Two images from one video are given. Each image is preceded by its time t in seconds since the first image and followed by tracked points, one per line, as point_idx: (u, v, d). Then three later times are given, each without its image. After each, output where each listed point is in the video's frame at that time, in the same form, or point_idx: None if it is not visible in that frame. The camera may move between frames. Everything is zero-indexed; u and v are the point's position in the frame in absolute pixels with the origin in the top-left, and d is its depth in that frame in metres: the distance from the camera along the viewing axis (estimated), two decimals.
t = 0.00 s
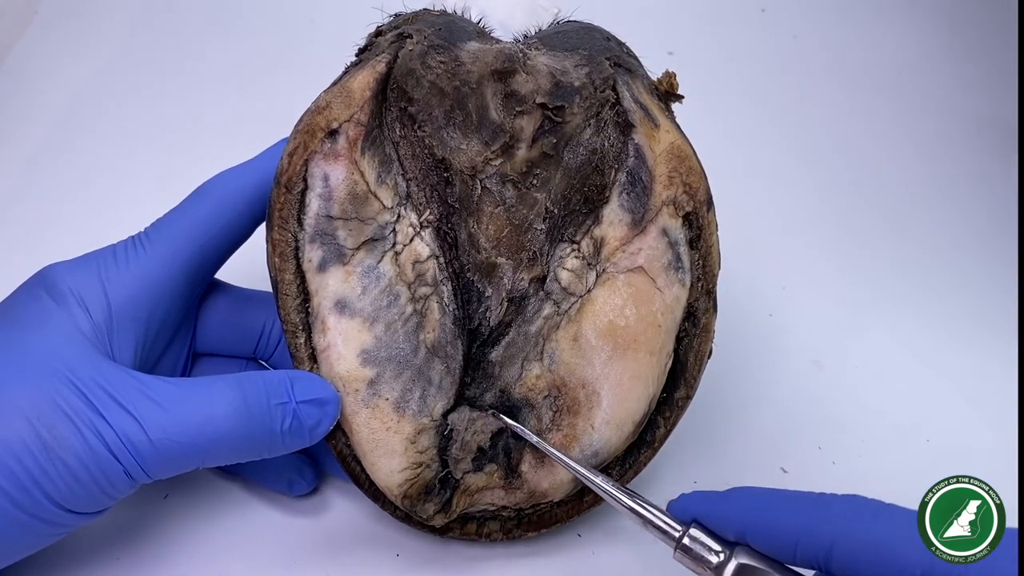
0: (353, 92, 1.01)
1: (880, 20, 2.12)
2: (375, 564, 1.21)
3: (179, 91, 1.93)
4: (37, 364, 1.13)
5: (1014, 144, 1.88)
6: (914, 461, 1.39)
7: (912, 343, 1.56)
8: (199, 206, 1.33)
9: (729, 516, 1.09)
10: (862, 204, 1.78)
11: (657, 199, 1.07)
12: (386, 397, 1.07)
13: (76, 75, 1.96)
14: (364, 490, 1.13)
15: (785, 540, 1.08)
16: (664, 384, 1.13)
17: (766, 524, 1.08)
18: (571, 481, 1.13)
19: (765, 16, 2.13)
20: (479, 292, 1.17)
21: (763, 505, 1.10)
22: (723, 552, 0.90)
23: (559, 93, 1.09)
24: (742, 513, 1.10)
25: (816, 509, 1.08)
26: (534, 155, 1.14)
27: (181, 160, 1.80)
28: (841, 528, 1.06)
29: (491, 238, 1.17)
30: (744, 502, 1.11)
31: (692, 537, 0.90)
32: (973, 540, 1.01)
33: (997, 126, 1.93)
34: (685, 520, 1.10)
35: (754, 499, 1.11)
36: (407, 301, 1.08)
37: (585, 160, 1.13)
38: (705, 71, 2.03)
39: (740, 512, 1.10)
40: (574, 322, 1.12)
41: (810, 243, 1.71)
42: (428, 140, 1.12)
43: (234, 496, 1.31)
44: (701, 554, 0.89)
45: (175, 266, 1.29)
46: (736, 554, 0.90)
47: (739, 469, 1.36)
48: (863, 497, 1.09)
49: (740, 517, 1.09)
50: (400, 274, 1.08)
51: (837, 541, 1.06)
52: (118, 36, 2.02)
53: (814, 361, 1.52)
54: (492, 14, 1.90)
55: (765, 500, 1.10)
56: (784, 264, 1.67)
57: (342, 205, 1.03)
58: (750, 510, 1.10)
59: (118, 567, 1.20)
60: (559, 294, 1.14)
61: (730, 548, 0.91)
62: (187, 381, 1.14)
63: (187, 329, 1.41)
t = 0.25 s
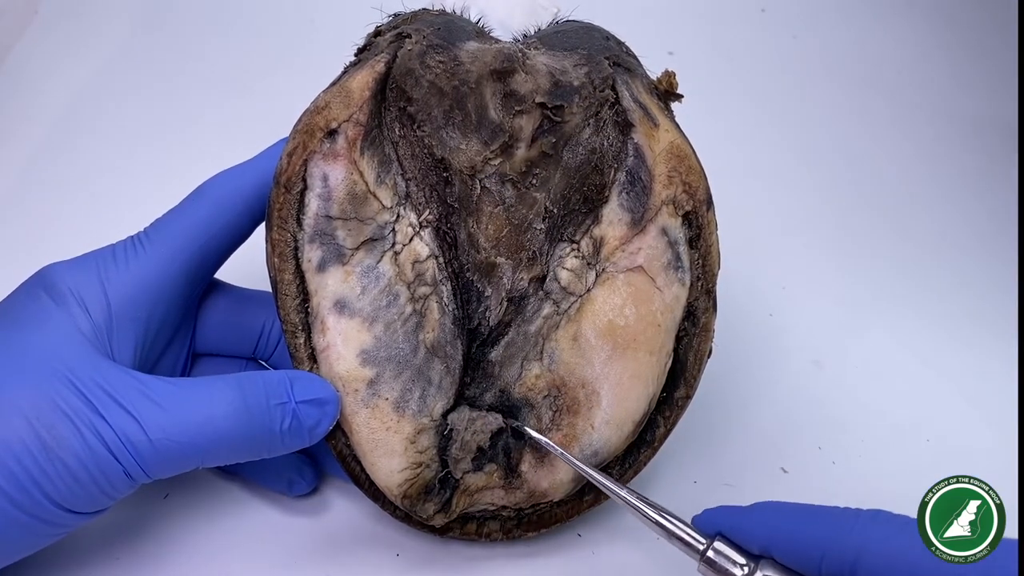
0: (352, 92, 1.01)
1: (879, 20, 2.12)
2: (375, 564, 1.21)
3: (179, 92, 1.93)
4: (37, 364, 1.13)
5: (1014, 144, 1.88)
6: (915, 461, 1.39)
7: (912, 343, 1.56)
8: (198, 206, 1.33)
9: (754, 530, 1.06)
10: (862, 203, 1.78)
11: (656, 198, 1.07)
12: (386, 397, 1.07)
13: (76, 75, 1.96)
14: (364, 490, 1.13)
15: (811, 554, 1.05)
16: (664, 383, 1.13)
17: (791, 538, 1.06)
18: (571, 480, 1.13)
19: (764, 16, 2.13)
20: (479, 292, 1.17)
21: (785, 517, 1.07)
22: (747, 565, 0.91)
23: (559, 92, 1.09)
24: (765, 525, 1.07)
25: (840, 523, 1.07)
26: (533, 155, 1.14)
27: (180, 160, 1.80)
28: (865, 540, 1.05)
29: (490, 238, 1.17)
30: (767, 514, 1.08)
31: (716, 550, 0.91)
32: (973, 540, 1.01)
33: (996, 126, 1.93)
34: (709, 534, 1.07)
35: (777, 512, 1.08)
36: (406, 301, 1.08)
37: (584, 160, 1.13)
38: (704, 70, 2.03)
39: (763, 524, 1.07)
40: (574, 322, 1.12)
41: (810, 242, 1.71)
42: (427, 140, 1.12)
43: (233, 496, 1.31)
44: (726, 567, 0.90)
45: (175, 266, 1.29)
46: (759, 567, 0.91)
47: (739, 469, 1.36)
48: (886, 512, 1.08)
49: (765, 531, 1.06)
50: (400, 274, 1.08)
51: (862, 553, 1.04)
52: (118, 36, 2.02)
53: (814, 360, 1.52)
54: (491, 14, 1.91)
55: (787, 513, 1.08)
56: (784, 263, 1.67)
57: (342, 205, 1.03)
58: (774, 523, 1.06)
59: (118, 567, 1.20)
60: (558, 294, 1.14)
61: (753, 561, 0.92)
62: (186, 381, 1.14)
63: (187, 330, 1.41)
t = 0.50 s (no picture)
0: (352, 92, 1.01)
1: (879, 20, 2.12)
2: (374, 564, 1.21)
3: (179, 92, 1.93)
4: (37, 364, 1.13)
5: (1014, 144, 1.88)
6: (914, 460, 1.39)
7: (912, 343, 1.56)
8: (197, 206, 1.33)
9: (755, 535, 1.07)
10: (862, 204, 1.78)
11: (656, 198, 1.07)
12: (386, 397, 1.07)
13: (76, 75, 1.96)
14: (364, 490, 1.13)
15: (811, 557, 1.06)
16: (664, 383, 1.13)
17: (791, 542, 1.06)
18: (571, 481, 1.13)
19: (764, 16, 2.13)
20: (479, 292, 1.17)
21: (786, 522, 1.07)
22: (746, 568, 0.91)
23: (559, 92, 1.09)
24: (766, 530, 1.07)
25: (840, 527, 1.07)
26: (533, 155, 1.14)
27: (180, 160, 1.80)
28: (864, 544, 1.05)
29: (490, 238, 1.17)
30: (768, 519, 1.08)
31: (716, 553, 0.91)
32: (974, 540, 1.01)
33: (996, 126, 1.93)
34: (710, 539, 1.08)
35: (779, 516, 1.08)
36: (406, 301, 1.08)
37: (584, 160, 1.13)
38: (704, 71, 2.03)
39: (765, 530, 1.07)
40: (573, 323, 1.12)
41: (810, 242, 1.71)
42: (427, 140, 1.11)
43: (233, 496, 1.31)
44: (727, 572, 0.90)
45: (174, 266, 1.29)
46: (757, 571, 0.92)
47: (738, 469, 1.36)
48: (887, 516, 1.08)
49: (765, 535, 1.07)
50: (399, 274, 1.08)
51: (863, 556, 1.05)
52: (118, 36, 2.02)
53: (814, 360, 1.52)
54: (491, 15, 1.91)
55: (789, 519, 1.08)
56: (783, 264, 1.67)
57: (342, 205, 1.03)
58: (776, 529, 1.07)
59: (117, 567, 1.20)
60: (558, 294, 1.14)
61: (752, 565, 0.93)
62: (185, 381, 1.14)
63: (186, 330, 1.41)
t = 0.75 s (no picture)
0: (353, 92, 1.01)
1: (879, 20, 2.12)
2: (375, 564, 1.21)
3: (179, 92, 1.93)
4: (36, 363, 1.13)
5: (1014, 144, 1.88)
6: (914, 460, 1.39)
7: (911, 343, 1.56)
8: (197, 206, 1.33)
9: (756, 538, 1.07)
10: (862, 204, 1.78)
11: (657, 198, 1.07)
12: (386, 397, 1.07)
13: (76, 75, 1.96)
14: (364, 490, 1.13)
15: (813, 558, 1.06)
16: (664, 383, 1.13)
17: (792, 543, 1.07)
18: (572, 481, 1.13)
19: (764, 16, 2.13)
20: (479, 292, 1.17)
21: (786, 523, 1.08)
22: (748, 569, 0.91)
23: (559, 92, 1.09)
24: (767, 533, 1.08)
25: (842, 528, 1.07)
26: (533, 155, 1.14)
27: (180, 160, 1.80)
28: (865, 544, 1.05)
29: (491, 238, 1.17)
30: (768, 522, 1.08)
31: (718, 555, 0.91)
32: (974, 540, 1.01)
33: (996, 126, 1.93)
34: (711, 541, 1.08)
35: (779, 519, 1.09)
36: (406, 301, 1.08)
37: (584, 160, 1.13)
38: (704, 71, 2.03)
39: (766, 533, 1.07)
40: (574, 323, 1.12)
41: (810, 242, 1.71)
42: (427, 140, 1.11)
43: (233, 496, 1.31)
44: (728, 573, 0.90)
45: (174, 266, 1.29)
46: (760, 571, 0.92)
47: (739, 469, 1.36)
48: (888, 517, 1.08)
49: (765, 536, 1.07)
50: (400, 274, 1.08)
51: (864, 557, 1.05)
52: (118, 36, 2.02)
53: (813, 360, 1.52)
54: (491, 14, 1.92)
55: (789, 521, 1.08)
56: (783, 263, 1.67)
57: (342, 205, 1.03)
58: (777, 532, 1.07)
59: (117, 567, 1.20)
60: (558, 294, 1.14)
61: (755, 566, 0.93)
62: (185, 380, 1.14)
63: (186, 330, 1.41)
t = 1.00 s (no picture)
0: (352, 92, 1.00)
1: (879, 20, 2.12)
2: (375, 564, 1.21)
3: (179, 92, 1.93)
4: (36, 363, 1.13)
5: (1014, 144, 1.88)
6: (914, 460, 1.39)
7: (912, 343, 1.56)
8: (198, 206, 1.33)
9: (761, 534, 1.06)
10: (862, 204, 1.78)
11: (657, 198, 1.07)
12: (386, 397, 1.07)
13: (76, 75, 1.96)
14: (364, 490, 1.13)
15: (818, 558, 1.06)
16: (664, 383, 1.13)
17: (796, 541, 1.06)
18: (572, 481, 1.13)
19: (763, 16, 2.13)
20: (479, 292, 1.17)
21: (792, 521, 1.07)
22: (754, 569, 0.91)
23: (559, 92, 1.09)
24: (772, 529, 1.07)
25: (851, 527, 1.06)
26: (533, 155, 1.14)
27: (180, 160, 1.80)
28: (874, 543, 1.05)
29: (491, 238, 1.17)
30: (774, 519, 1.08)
31: (723, 552, 0.91)
32: (974, 540, 1.01)
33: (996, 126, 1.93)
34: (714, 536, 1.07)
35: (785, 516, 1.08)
36: (406, 301, 1.08)
37: (584, 160, 1.13)
38: (704, 70, 2.03)
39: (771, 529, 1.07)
40: (574, 323, 1.12)
41: (810, 242, 1.71)
42: (427, 140, 1.11)
43: (233, 496, 1.31)
44: (733, 571, 0.91)
45: (174, 266, 1.29)
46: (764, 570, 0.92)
47: (739, 469, 1.36)
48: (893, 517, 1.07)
49: (771, 532, 1.06)
50: (400, 274, 1.08)
51: (872, 555, 1.05)
52: (118, 36, 2.02)
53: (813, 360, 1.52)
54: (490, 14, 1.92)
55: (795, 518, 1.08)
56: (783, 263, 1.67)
57: (342, 205, 1.03)
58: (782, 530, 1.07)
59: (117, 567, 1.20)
60: (558, 294, 1.14)
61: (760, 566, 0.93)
62: (185, 380, 1.14)
63: (186, 330, 1.41)
